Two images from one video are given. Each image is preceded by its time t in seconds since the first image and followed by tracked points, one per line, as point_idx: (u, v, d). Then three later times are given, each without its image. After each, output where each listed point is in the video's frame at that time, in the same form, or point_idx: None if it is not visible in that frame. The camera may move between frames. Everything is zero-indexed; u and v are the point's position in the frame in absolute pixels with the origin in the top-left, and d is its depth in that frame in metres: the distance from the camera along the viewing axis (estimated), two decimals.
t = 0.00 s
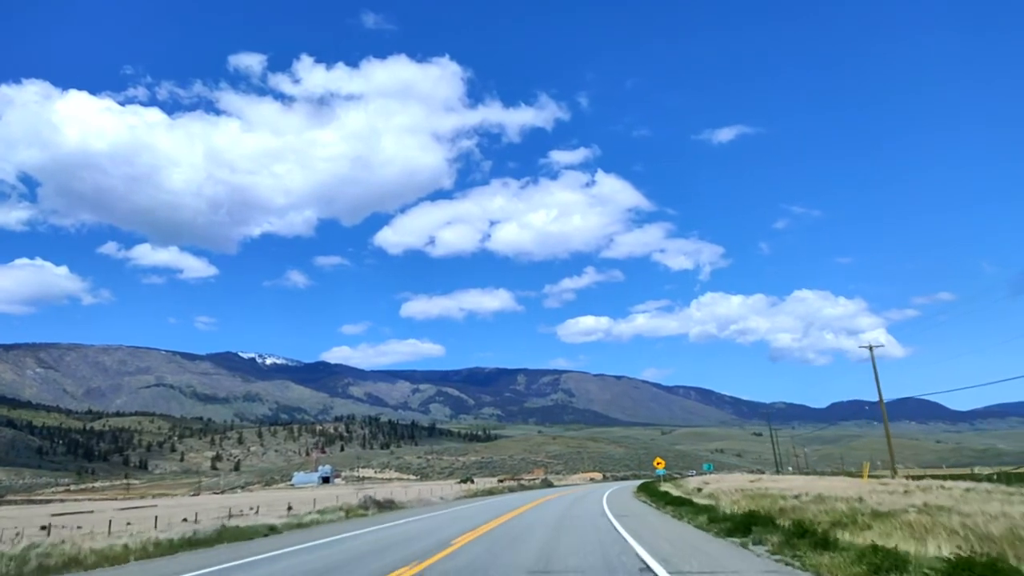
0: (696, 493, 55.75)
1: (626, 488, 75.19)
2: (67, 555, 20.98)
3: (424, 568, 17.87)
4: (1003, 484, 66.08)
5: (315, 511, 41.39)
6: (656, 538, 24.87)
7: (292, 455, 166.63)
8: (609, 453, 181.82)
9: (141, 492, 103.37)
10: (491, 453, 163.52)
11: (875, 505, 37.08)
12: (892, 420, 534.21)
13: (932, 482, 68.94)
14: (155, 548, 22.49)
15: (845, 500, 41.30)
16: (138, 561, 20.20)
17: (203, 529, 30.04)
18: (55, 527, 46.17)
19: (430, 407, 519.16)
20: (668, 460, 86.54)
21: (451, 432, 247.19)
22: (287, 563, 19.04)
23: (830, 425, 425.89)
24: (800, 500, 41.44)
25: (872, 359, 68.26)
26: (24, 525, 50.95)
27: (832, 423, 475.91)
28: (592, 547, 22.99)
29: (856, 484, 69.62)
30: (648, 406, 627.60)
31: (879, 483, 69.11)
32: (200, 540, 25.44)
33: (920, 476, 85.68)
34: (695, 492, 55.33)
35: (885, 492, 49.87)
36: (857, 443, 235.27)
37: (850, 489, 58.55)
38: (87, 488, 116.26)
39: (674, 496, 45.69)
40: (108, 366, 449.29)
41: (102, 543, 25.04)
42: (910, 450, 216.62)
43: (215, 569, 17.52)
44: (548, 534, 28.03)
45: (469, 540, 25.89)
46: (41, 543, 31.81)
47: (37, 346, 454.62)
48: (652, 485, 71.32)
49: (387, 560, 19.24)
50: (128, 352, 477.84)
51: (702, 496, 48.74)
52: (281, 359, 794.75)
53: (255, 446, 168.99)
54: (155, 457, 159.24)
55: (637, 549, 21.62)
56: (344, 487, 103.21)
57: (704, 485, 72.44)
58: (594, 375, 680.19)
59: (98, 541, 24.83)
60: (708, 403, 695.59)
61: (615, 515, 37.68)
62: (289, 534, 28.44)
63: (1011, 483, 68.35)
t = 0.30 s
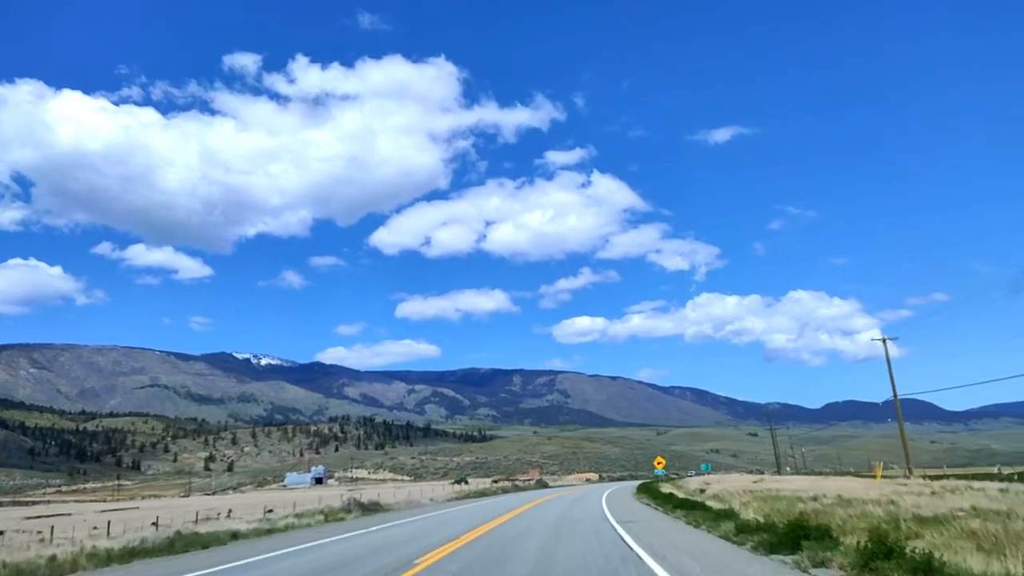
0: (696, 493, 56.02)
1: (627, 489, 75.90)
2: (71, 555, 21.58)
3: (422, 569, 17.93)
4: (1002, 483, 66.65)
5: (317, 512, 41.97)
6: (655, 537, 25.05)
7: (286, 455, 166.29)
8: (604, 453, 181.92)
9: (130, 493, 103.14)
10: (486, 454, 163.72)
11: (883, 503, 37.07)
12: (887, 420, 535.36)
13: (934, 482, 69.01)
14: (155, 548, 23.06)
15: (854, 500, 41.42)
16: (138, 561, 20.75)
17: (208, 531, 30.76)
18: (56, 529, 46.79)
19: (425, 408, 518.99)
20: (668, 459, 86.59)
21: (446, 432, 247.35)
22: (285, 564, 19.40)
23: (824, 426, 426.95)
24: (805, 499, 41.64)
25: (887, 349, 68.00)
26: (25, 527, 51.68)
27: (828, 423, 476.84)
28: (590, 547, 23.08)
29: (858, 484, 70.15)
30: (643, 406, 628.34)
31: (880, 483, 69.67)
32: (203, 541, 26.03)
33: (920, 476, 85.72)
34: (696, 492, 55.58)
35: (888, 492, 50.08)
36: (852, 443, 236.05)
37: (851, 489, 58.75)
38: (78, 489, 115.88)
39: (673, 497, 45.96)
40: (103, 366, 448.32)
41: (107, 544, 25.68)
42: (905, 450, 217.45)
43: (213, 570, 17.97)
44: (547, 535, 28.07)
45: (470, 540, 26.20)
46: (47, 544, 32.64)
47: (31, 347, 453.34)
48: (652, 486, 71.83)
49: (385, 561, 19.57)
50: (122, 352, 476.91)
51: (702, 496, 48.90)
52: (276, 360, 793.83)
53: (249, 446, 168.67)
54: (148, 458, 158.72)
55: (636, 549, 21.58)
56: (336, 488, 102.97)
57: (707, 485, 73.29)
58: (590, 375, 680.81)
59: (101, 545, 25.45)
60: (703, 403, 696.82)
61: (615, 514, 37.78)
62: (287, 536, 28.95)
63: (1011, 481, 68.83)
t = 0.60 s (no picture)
0: (696, 493, 56.54)
1: (627, 488, 76.66)
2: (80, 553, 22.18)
3: (424, 568, 18.21)
4: (999, 481, 67.26)
5: (317, 513, 42.37)
6: (656, 537, 25.44)
7: (281, 456, 166.05)
8: (600, 453, 181.89)
9: (121, 494, 102.83)
10: (482, 454, 163.80)
11: (880, 503, 37.54)
12: (882, 420, 536.76)
13: (936, 480, 69.23)
14: (161, 547, 23.57)
15: (861, 499, 41.70)
16: (144, 559, 21.27)
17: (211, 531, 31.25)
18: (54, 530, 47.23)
19: (421, 408, 518.68)
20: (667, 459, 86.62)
21: (441, 432, 247.59)
22: (290, 562, 19.96)
23: (819, 426, 427.55)
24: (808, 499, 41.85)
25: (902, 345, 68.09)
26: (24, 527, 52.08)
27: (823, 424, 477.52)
28: (592, 548, 23.24)
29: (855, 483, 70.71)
30: (639, 406, 629.16)
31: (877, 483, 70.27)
32: (206, 541, 26.54)
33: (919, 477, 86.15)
34: (696, 492, 56.08)
35: (890, 492, 50.42)
36: (847, 443, 236.46)
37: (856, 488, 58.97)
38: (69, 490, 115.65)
39: (673, 497, 46.26)
40: (96, 367, 447.26)
41: (110, 544, 26.22)
42: (900, 450, 218.29)
43: (219, 567, 18.53)
44: (550, 535, 28.27)
45: (472, 540, 26.60)
46: (50, 544, 33.10)
47: (24, 347, 452.25)
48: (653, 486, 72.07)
49: (387, 559, 20.07)
50: (116, 352, 475.77)
51: (701, 496, 49.39)
52: (271, 360, 792.85)
53: (242, 447, 168.25)
54: (141, 458, 158.31)
55: (636, 549, 21.85)
56: (330, 489, 102.78)
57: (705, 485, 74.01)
58: (585, 375, 681.39)
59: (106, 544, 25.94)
60: (698, 403, 697.89)
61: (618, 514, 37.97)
62: (291, 535, 29.40)
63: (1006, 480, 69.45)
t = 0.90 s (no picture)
0: (696, 493, 56.38)
1: (624, 489, 76.55)
2: (76, 553, 22.24)
3: (423, 569, 18.30)
4: (1000, 481, 67.08)
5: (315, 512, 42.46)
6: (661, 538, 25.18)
7: (275, 456, 165.62)
8: (596, 453, 181.37)
9: (111, 495, 101.88)
10: (477, 454, 163.37)
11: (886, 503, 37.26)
12: (877, 420, 536.99)
13: (937, 479, 68.68)
14: (161, 547, 23.62)
15: (871, 499, 41.00)
16: (139, 559, 21.33)
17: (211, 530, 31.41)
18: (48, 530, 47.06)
19: (416, 408, 517.96)
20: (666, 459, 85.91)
21: (436, 433, 247.32)
22: (290, 561, 20.06)
23: (814, 426, 427.46)
24: (810, 501, 41.58)
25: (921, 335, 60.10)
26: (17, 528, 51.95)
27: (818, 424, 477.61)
28: (592, 549, 23.19)
29: (854, 483, 70.48)
30: (634, 407, 628.95)
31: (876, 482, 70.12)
32: (205, 542, 26.61)
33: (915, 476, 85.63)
34: (696, 492, 55.81)
35: (892, 491, 50.14)
36: (844, 443, 236.19)
37: (863, 487, 58.34)
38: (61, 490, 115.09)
39: (674, 497, 45.95)
40: (90, 367, 446.06)
41: (109, 544, 26.35)
42: (896, 450, 218.20)
43: (217, 568, 18.58)
44: (551, 535, 28.23)
45: (472, 539, 26.49)
46: (48, 544, 33.16)
47: (18, 347, 451.28)
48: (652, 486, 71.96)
49: (384, 561, 19.95)
50: (109, 353, 474.65)
51: (702, 496, 49.26)
52: (265, 360, 791.73)
53: (236, 448, 167.55)
54: (134, 459, 157.67)
55: (637, 549, 21.78)
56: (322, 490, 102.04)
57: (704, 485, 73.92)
58: (581, 376, 681.16)
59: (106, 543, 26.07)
60: (693, 403, 698.16)
61: (619, 515, 37.86)
62: (289, 536, 29.41)
63: (1006, 479, 69.22)
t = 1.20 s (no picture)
0: (695, 493, 56.30)
1: (622, 488, 76.57)
2: (73, 554, 22.27)
3: (421, 569, 18.33)
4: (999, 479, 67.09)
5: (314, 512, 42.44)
6: (659, 538, 25.14)
7: (269, 456, 165.43)
8: (591, 453, 181.48)
9: (102, 495, 101.40)
10: (472, 454, 163.27)
11: (887, 505, 37.20)
12: (871, 420, 538.17)
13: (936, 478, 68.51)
14: (154, 548, 23.67)
15: (870, 498, 40.95)
16: (137, 559, 21.47)
17: (206, 531, 31.36)
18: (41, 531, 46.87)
19: (411, 408, 517.64)
20: (663, 459, 85.73)
21: (430, 433, 247.27)
22: (287, 562, 20.06)
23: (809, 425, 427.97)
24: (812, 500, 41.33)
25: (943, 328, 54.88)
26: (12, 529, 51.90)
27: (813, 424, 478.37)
28: (592, 547, 23.18)
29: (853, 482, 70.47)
30: (629, 406, 629.56)
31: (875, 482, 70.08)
32: (202, 543, 26.69)
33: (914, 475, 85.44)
34: (695, 492, 55.75)
35: (892, 490, 50.08)
36: (839, 443, 236.38)
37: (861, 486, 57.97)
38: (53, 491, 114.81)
39: (674, 497, 45.80)
40: (84, 367, 445.08)
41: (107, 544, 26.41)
42: (892, 450, 218.61)
43: (214, 569, 18.74)
44: (550, 535, 28.18)
45: (468, 539, 26.54)
46: (45, 544, 33.24)
47: (11, 347, 450.41)
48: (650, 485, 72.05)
49: (379, 561, 20.01)
50: (103, 353, 473.63)
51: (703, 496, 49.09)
52: (260, 360, 790.80)
53: (230, 448, 167.18)
54: (126, 459, 157.26)
55: (636, 549, 21.77)
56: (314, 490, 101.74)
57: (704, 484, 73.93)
58: (576, 375, 681.46)
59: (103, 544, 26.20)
60: (688, 403, 699.08)
61: (617, 515, 37.80)
62: (284, 536, 29.48)
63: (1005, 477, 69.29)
